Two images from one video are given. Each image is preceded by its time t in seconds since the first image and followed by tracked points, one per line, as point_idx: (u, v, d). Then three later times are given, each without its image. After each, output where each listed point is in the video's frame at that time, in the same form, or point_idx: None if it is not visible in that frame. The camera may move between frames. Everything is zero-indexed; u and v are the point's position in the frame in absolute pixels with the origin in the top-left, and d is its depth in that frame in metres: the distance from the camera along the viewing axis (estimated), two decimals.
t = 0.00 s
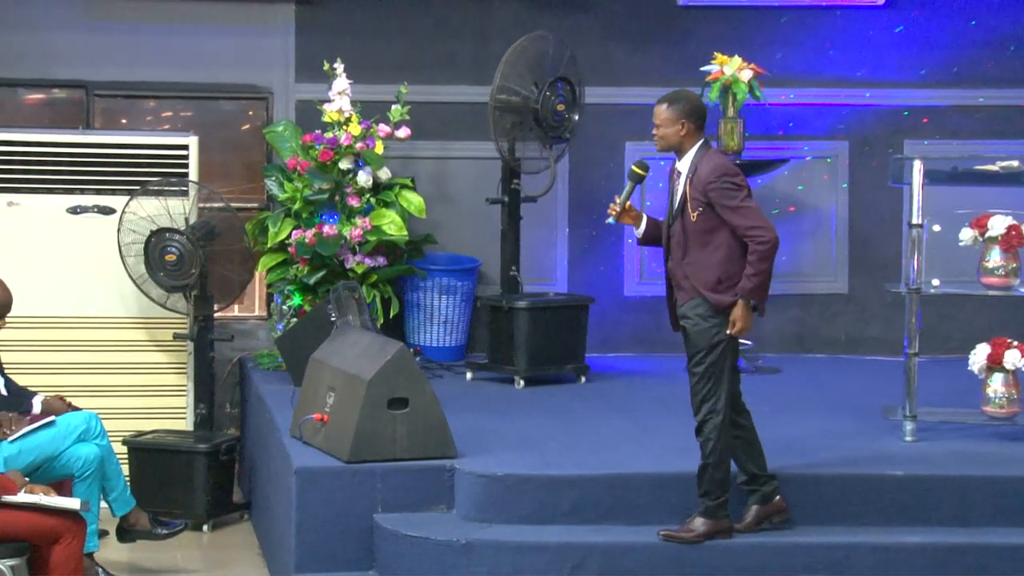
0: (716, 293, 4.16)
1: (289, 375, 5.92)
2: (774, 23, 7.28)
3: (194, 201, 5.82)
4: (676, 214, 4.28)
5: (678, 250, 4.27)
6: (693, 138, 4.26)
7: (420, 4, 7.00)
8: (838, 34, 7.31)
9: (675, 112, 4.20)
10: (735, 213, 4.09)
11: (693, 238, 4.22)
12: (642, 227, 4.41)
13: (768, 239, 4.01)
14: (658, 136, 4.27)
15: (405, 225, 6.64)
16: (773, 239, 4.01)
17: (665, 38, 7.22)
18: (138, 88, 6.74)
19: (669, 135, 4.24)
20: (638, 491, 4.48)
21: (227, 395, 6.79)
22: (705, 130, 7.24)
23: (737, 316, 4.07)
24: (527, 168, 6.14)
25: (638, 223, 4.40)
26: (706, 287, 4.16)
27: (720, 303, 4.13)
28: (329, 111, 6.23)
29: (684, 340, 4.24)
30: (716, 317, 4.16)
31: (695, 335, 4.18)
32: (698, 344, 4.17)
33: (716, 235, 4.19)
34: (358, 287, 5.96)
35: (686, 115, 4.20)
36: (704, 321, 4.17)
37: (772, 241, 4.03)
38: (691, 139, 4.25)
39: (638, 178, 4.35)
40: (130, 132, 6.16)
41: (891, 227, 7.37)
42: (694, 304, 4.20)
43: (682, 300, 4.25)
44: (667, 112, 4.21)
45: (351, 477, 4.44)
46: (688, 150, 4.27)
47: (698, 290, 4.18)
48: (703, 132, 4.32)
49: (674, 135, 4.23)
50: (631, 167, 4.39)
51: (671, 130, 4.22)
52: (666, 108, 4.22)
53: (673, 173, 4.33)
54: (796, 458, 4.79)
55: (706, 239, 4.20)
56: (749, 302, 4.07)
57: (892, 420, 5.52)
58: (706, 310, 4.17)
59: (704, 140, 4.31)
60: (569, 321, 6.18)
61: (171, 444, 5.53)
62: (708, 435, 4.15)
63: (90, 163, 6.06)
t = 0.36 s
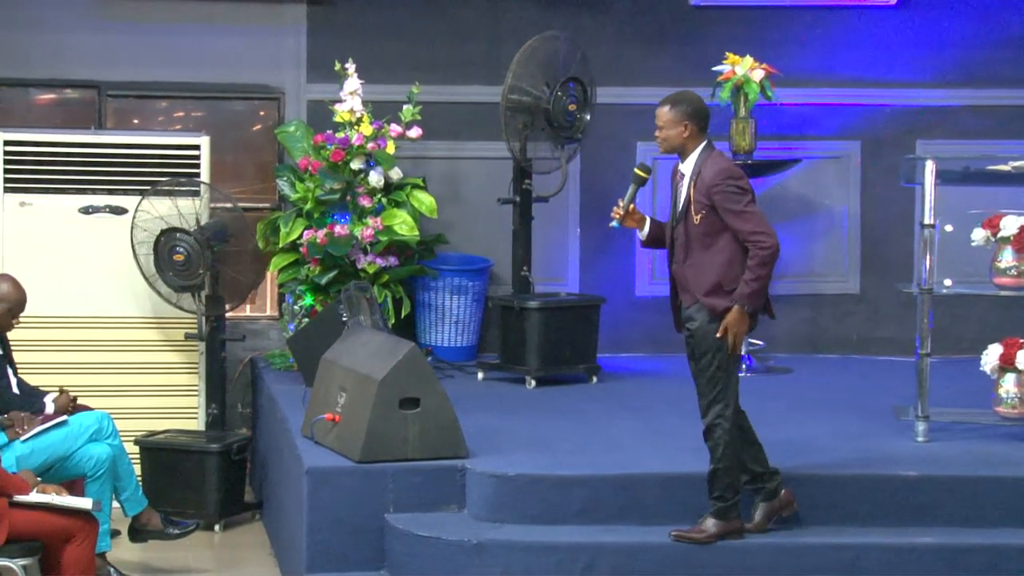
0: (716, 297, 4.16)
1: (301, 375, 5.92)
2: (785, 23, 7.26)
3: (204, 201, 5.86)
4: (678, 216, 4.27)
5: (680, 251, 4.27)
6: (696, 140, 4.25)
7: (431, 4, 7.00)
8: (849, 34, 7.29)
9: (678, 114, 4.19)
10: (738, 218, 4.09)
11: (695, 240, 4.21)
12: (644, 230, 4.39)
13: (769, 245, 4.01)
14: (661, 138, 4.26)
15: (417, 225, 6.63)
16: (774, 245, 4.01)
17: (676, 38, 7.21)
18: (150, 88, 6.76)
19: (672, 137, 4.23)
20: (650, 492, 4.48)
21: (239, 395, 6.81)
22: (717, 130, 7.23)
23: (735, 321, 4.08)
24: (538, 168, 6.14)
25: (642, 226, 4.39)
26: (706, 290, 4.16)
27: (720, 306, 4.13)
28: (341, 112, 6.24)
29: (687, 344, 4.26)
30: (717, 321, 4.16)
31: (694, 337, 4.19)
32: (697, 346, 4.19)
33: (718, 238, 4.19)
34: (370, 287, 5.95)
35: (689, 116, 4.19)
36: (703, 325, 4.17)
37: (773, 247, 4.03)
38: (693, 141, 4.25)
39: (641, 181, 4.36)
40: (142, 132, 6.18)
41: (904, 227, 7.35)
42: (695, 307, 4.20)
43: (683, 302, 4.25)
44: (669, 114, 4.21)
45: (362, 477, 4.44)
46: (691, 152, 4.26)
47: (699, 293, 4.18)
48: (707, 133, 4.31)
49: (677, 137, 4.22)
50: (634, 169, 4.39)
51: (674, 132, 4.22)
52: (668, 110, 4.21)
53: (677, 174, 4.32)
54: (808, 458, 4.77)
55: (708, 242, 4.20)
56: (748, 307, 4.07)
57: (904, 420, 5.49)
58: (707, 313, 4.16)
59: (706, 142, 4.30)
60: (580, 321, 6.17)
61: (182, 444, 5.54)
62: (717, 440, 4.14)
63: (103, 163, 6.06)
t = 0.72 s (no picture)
0: (725, 300, 4.14)
1: (318, 376, 5.93)
2: (803, 23, 7.24)
3: (222, 201, 5.83)
4: (694, 218, 4.26)
5: (694, 253, 4.26)
6: (714, 142, 4.24)
7: (448, 5, 7.00)
8: (867, 34, 7.26)
9: (696, 116, 4.19)
10: (753, 224, 4.07)
11: (709, 243, 4.20)
12: (660, 231, 4.38)
13: (781, 253, 3.99)
14: (678, 139, 4.26)
15: (434, 225, 6.63)
16: (786, 254, 3.99)
17: (694, 38, 7.19)
18: (168, 88, 6.76)
19: (689, 139, 4.22)
20: (667, 492, 4.47)
21: (257, 395, 6.82)
22: (734, 131, 7.20)
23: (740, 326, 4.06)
24: (556, 169, 6.09)
25: (659, 226, 4.38)
26: (716, 293, 4.15)
27: (728, 311, 4.12)
28: (359, 112, 6.24)
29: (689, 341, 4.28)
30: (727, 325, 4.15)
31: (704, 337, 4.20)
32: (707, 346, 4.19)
33: (732, 242, 4.17)
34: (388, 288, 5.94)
35: (707, 119, 4.19)
36: (711, 327, 4.17)
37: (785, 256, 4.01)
38: (712, 143, 4.24)
39: (658, 181, 4.35)
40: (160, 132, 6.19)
41: (922, 227, 7.31)
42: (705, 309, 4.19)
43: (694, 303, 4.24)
44: (687, 116, 4.21)
45: (380, 477, 4.44)
46: (709, 154, 4.25)
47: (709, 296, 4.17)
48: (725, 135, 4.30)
49: (695, 138, 4.22)
50: (651, 170, 4.37)
51: (693, 134, 4.21)
52: (686, 112, 4.21)
53: (695, 175, 4.31)
54: (826, 458, 4.76)
55: (722, 245, 4.18)
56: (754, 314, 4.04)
57: (922, 421, 5.47)
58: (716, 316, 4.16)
59: (725, 144, 4.29)
60: (598, 321, 6.16)
61: (200, 444, 5.56)
62: (733, 442, 4.14)
63: (121, 163, 6.08)
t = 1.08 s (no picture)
0: (741, 301, 4.13)
1: (336, 376, 5.93)
2: (822, 23, 7.21)
3: (240, 201, 5.86)
4: (716, 218, 4.25)
5: (715, 253, 4.25)
6: (740, 143, 4.22)
7: (466, 5, 7.00)
8: (886, 34, 7.24)
9: (721, 116, 4.17)
10: (774, 226, 4.05)
11: (731, 244, 4.19)
12: (682, 226, 4.37)
13: (800, 258, 3.96)
14: (703, 139, 4.24)
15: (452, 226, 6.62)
16: (804, 259, 3.96)
17: (712, 38, 7.17)
18: (186, 89, 6.76)
19: (715, 139, 4.21)
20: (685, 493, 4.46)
21: (275, 394, 6.83)
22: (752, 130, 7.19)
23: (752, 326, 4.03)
24: (573, 169, 6.11)
25: (679, 223, 4.36)
26: (733, 293, 4.14)
27: (743, 311, 4.11)
28: (376, 112, 6.23)
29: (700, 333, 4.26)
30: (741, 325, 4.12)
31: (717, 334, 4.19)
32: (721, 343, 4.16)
33: (753, 244, 4.16)
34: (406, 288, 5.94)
35: (733, 118, 4.18)
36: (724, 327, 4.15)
37: (804, 261, 3.98)
38: (737, 143, 4.22)
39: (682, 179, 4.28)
40: (178, 133, 6.21)
41: (942, 227, 7.28)
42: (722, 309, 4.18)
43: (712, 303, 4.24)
44: (713, 115, 4.19)
45: (398, 477, 4.44)
46: (734, 154, 4.23)
47: (726, 296, 4.16)
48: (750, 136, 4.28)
49: (721, 139, 4.20)
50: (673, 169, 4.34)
51: (718, 134, 4.20)
52: (712, 112, 4.19)
53: (718, 175, 4.30)
54: (844, 458, 4.74)
55: (742, 247, 4.18)
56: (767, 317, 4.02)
57: (941, 422, 5.45)
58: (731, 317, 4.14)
59: (749, 145, 4.27)
60: (616, 321, 6.15)
61: (219, 444, 5.57)
62: (750, 442, 4.13)
63: (139, 163, 6.10)
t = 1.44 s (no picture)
0: (764, 301, 4.11)
1: (359, 376, 5.93)
2: (845, 22, 7.18)
3: (263, 201, 5.85)
4: (739, 217, 4.23)
5: (738, 251, 4.22)
6: (766, 142, 4.21)
7: (489, 4, 7.00)
8: (910, 34, 7.20)
9: (750, 113, 4.14)
10: (801, 225, 4.04)
11: (755, 242, 4.17)
12: (699, 230, 4.34)
13: (827, 259, 3.96)
14: (729, 135, 4.21)
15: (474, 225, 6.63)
16: (832, 259, 3.96)
17: (736, 37, 7.15)
18: (209, 89, 6.76)
19: (741, 136, 4.18)
20: (708, 493, 4.44)
21: (297, 394, 6.84)
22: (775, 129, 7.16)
23: (776, 327, 4.01)
24: (596, 169, 6.09)
25: (698, 227, 4.33)
26: (756, 292, 4.12)
27: (767, 311, 4.08)
28: (399, 112, 6.25)
29: (716, 333, 4.24)
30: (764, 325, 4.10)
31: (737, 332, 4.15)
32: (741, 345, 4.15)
33: (778, 243, 4.14)
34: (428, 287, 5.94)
35: (761, 116, 4.15)
36: (745, 326, 4.13)
37: (830, 261, 3.98)
38: (763, 142, 4.20)
39: (703, 178, 4.28)
40: (202, 132, 6.23)
41: (966, 227, 7.23)
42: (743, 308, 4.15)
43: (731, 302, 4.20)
44: (740, 112, 4.16)
45: (420, 477, 4.43)
46: (759, 154, 4.21)
47: (749, 295, 4.13)
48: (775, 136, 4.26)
49: (748, 136, 4.17)
50: (696, 168, 4.32)
51: (746, 131, 4.17)
52: (741, 108, 4.16)
53: (741, 173, 4.28)
54: (867, 459, 4.71)
55: (767, 245, 4.15)
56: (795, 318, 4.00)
57: (964, 422, 5.41)
58: (753, 316, 4.12)
59: (774, 145, 4.25)
60: (638, 321, 6.14)
61: (241, 443, 5.59)
62: (773, 442, 4.11)
63: (163, 163, 6.13)
